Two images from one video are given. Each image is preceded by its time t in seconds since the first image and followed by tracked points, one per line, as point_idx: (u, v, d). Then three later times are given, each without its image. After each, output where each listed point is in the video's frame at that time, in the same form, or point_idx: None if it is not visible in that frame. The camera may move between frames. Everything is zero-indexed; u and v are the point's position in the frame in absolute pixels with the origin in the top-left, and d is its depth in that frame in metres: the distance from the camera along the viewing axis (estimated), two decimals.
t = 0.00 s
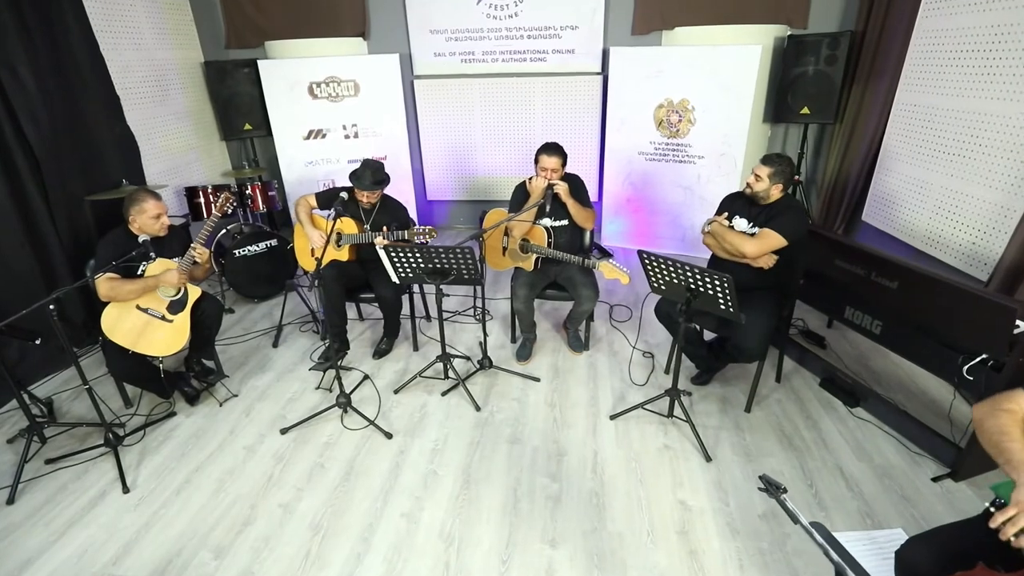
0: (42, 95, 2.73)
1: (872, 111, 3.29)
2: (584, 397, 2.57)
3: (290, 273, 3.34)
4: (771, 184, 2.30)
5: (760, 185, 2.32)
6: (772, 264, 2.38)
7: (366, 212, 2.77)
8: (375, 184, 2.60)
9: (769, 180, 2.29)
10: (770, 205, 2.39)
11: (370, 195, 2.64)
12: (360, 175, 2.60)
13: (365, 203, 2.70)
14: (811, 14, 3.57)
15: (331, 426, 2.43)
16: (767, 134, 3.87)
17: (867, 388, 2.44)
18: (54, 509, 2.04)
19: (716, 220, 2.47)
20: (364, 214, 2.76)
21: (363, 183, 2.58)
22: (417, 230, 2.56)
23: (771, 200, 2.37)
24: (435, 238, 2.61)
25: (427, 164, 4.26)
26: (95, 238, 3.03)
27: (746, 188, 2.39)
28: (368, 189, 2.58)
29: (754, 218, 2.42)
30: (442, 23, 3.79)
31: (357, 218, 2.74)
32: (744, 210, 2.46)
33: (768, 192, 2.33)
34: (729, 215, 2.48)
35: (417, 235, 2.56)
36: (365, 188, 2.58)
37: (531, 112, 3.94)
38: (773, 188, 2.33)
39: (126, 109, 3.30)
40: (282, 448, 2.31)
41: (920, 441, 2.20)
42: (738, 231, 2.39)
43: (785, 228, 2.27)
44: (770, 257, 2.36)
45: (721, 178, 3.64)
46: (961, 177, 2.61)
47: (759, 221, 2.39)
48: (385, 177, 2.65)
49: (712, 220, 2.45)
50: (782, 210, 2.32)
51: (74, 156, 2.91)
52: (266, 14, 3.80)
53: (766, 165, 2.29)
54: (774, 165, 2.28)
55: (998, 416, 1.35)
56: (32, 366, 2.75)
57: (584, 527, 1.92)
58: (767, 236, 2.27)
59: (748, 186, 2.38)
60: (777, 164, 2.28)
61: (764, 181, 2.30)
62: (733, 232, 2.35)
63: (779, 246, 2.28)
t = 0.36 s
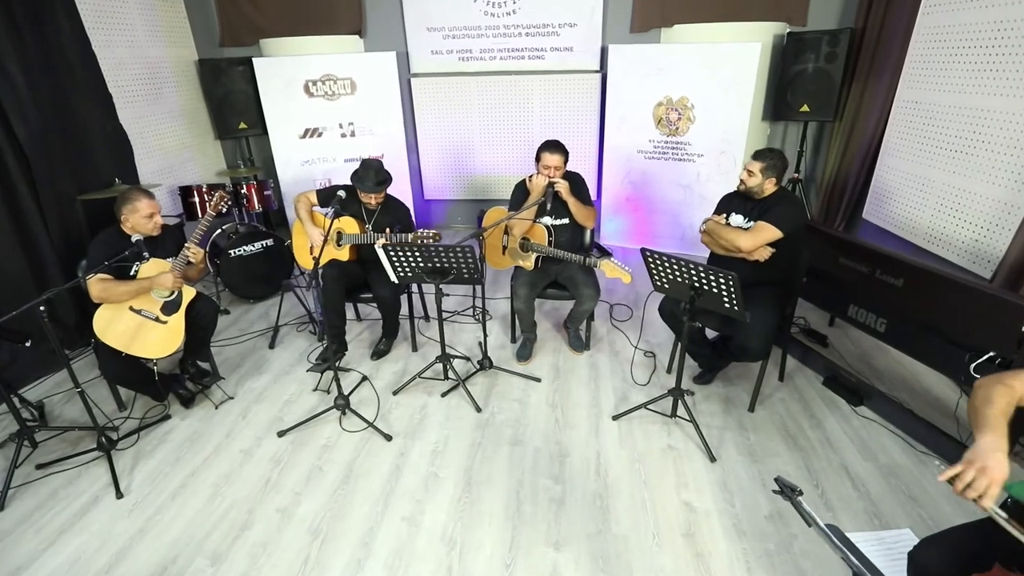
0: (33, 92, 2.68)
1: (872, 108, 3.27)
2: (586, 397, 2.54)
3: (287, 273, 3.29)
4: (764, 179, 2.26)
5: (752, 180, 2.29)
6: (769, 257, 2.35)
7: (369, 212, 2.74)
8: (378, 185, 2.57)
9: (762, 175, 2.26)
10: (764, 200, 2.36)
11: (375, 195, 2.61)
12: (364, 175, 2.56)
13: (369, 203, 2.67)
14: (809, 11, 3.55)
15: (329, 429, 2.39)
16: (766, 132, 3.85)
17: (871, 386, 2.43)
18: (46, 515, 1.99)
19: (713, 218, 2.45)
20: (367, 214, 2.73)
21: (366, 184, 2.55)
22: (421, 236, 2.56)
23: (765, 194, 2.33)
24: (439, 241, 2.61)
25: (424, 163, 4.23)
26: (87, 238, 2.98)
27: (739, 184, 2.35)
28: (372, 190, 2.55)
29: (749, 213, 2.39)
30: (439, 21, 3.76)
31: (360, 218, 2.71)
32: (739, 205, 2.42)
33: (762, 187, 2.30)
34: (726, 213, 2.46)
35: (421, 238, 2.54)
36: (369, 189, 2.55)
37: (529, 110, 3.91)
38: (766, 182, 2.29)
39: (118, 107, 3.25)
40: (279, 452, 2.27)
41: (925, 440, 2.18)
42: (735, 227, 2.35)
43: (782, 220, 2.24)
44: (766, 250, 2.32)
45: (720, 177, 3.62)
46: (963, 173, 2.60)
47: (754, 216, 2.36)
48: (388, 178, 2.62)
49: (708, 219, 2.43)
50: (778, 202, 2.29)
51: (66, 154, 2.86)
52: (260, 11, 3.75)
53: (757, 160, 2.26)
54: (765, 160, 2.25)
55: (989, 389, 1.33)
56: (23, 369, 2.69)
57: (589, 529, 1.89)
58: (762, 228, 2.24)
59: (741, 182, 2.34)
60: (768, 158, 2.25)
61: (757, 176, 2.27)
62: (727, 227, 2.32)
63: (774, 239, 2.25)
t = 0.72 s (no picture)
0: (17, 89, 2.62)
1: (867, 105, 3.27)
2: (585, 397, 2.52)
3: (280, 273, 3.24)
4: (754, 176, 2.25)
5: (744, 178, 2.27)
6: (766, 253, 2.31)
7: (365, 210, 2.70)
8: (372, 180, 2.53)
9: (752, 172, 2.24)
10: (757, 196, 2.34)
11: (370, 191, 2.57)
12: (356, 172, 2.52)
13: (365, 201, 2.63)
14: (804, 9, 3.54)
15: (324, 431, 2.35)
16: (761, 130, 3.85)
17: (870, 384, 2.42)
18: (33, 523, 1.94)
19: (707, 217, 2.43)
20: (363, 212, 2.70)
21: (360, 180, 2.51)
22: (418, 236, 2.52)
23: (757, 191, 2.32)
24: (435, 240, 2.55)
25: (418, 162, 4.19)
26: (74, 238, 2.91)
27: (731, 182, 2.34)
28: (366, 185, 2.50)
29: (742, 210, 2.38)
30: (432, 18, 3.72)
31: (356, 217, 2.68)
32: (732, 203, 2.41)
33: (754, 184, 2.28)
34: (720, 211, 2.44)
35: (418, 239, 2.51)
36: (363, 184, 2.50)
37: (524, 109, 3.88)
38: (758, 179, 2.28)
39: (105, 105, 3.18)
40: (273, 456, 2.23)
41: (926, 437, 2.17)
42: (729, 226, 2.34)
43: (776, 215, 2.23)
44: (762, 247, 2.29)
45: (716, 175, 3.61)
46: (960, 169, 2.59)
47: (747, 213, 2.35)
48: (381, 173, 2.58)
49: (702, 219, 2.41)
50: (773, 197, 2.27)
51: (51, 153, 2.80)
52: (250, 8, 3.69)
53: (746, 157, 2.24)
54: (754, 157, 2.23)
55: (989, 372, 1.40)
56: (8, 373, 2.63)
57: (590, 531, 1.86)
58: (756, 225, 2.22)
59: (732, 180, 2.32)
60: (758, 155, 2.23)
61: (747, 174, 2.25)
62: (722, 226, 2.29)
63: (769, 235, 2.23)
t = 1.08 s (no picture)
0: None
1: (858, 103, 3.28)
2: (582, 397, 2.49)
3: (270, 275, 3.19)
4: (752, 173, 2.24)
5: (741, 175, 2.26)
6: (764, 251, 2.30)
7: (354, 208, 2.65)
8: (362, 177, 2.50)
9: (750, 168, 2.23)
10: (754, 194, 2.33)
11: (360, 188, 2.53)
12: (347, 169, 2.49)
13: (354, 199, 2.59)
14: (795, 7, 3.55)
15: (318, 435, 2.30)
16: (753, 128, 3.85)
17: (866, 380, 2.42)
18: (16, 535, 1.88)
19: (704, 215, 2.41)
20: (353, 211, 2.65)
21: (350, 177, 2.48)
22: (409, 231, 2.48)
23: (754, 188, 2.31)
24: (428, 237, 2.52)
25: (410, 162, 4.14)
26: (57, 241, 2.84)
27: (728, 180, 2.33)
28: (357, 181, 2.48)
29: (740, 208, 2.36)
30: (423, 16, 3.68)
31: (346, 216, 2.63)
32: (729, 201, 2.40)
33: (751, 181, 2.27)
34: (717, 209, 2.43)
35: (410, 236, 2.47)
36: (354, 181, 2.48)
37: (516, 108, 3.85)
38: (755, 176, 2.27)
39: (89, 104, 3.11)
40: (266, 461, 2.18)
41: (923, 433, 2.17)
42: (726, 223, 2.32)
43: (775, 213, 2.21)
44: (760, 245, 2.27)
45: (709, 173, 3.61)
46: (952, 166, 2.60)
47: (744, 211, 2.33)
48: (371, 170, 2.56)
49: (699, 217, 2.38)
50: (771, 195, 2.26)
51: (33, 154, 2.73)
52: (237, 5, 3.63)
53: (743, 154, 2.23)
54: (751, 153, 2.22)
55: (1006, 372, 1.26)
56: None
57: (590, 533, 1.84)
58: (755, 223, 2.21)
59: (730, 177, 2.31)
60: (754, 151, 2.22)
61: (745, 170, 2.24)
62: (721, 224, 2.28)
63: (768, 233, 2.22)
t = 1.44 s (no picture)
0: None
1: (848, 101, 3.29)
2: (579, 397, 2.47)
3: (259, 277, 3.13)
4: (754, 172, 2.22)
5: (742, 174, 2.24)
6: (767, 253, 2.29)
7: (342, 207, 2.61)
8: (348, 175, 2.46)
9: (751, 168, 2.21)
10: (755, 193, 2.31)
11: (346, 186, 2.49)
12: (332, 168, 2.44)
13: (341, 197, 2.54)
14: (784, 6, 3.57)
15: (311, 441, 2.25)
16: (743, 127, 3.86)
17: (862, 377, 2.42)
18: None
19: (705, 214, 2.38)
20: (341, 210, 2.60)
21: (336, 176, 2.43)
22: (397, 226, 2.41)
23: (756, 188, 2.29)
24: (416, 233, 2.46)
25: (400, 162, 4.09)
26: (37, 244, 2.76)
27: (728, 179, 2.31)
28: (343, 180, 2.43)
29: (742, 208, 2.35)
30: (413, 14, 3.64)
31: (334, 216, 2.59)
32: (729, 201, 2.38)
33: (752, 180, 2.25)
34: (717, 208, 2.41)
35: (398, 231, 2.41)
36: (340, 180, 2.44)
37: (507, 106, 3.82)
38: (756, 175, 2.25)
39: (69, 103, 3.03)
40: (257, 468, 2.12)
41: (920, 428, 2.18)
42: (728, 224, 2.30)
43: (777, 215, 2.21)
44: (763, 246, 2.26)
45: (701, 171, 3.61)
46: (944, 162, 2.61)
47: (746, 211, 2.32)
48: (356, 167, 2.52)
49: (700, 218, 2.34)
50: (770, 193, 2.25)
51: (11, 154, 2.64)
52: (221, 3, 3.56)
53: (745, 153, 2.21)
54: (753, 152, 2.20)
55: None
56: None
57: (591, 536, 1.81)
58: (758, 224, 2.20)
59: (730, 177, 2.30)
60: (756, 150, 2.20)
61: (746, 170, 2.22)
62: (722, 224, 2.25)
63: (770, 235, 2.20)
